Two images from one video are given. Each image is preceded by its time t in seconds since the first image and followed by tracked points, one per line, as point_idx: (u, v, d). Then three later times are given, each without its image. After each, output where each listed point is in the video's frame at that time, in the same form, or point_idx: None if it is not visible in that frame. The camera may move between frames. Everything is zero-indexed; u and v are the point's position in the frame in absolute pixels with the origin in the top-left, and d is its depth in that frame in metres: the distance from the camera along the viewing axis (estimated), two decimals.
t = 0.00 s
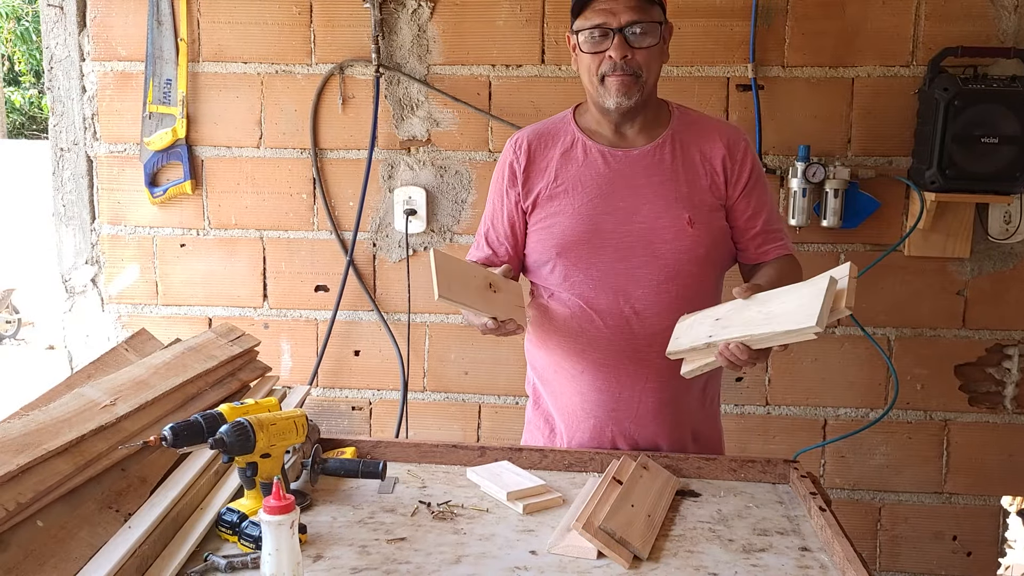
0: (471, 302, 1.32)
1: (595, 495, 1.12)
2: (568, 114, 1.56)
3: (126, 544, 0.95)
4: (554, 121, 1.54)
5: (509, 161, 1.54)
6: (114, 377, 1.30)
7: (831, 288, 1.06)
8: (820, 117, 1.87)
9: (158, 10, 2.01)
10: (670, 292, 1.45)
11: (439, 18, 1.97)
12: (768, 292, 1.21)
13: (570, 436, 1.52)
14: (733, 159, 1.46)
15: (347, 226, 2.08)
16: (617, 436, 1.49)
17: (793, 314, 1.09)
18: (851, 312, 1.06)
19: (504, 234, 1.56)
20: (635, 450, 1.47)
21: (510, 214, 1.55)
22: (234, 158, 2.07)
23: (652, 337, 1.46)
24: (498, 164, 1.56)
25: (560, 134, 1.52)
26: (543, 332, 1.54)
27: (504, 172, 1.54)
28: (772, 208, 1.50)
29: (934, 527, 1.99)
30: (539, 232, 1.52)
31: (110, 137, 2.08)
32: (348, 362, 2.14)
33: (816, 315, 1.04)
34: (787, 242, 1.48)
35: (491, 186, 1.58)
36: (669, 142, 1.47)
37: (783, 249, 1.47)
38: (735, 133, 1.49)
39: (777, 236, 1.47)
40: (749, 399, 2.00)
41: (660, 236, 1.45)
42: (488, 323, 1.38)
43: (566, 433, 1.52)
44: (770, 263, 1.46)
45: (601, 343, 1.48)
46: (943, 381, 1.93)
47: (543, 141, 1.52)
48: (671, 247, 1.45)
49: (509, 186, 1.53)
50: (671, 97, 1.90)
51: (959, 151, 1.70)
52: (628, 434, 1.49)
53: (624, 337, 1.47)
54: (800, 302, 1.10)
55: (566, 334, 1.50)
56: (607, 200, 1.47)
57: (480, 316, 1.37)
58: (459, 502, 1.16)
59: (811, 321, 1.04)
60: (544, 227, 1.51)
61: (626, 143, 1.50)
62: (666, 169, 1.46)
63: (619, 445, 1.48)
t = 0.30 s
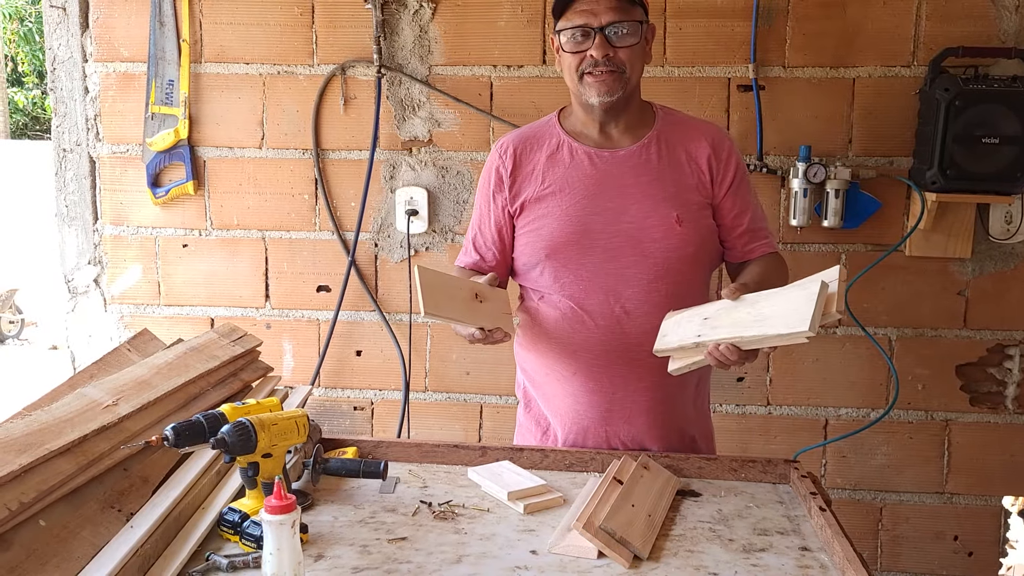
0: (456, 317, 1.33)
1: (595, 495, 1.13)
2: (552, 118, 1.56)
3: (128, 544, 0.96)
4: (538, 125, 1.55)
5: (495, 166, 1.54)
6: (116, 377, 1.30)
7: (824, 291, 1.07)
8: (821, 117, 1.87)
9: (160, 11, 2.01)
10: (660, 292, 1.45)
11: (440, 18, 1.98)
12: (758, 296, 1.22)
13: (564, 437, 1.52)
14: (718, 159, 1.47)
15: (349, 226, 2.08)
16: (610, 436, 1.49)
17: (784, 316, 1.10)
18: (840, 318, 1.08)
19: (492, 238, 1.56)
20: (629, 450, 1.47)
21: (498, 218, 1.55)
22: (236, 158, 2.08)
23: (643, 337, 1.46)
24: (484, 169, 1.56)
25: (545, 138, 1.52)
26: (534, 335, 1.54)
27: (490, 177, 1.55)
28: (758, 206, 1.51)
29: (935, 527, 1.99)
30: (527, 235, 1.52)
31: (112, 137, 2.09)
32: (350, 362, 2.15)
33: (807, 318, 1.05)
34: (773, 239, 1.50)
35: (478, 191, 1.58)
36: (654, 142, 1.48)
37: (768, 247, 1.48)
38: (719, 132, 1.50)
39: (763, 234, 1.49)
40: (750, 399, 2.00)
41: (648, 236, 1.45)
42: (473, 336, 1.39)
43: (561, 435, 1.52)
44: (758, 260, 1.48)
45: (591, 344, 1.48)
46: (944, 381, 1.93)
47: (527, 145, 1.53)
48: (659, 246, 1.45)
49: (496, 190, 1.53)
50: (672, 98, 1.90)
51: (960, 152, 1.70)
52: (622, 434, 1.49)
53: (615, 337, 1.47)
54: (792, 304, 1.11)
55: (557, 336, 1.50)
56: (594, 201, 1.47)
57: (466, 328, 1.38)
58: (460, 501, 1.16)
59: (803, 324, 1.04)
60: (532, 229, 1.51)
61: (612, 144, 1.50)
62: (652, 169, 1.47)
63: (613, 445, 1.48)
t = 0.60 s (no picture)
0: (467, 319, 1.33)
1: (597, 495, 1.13)
2: (542, 121, 1.56)
3: (131, 543, 0.96)
4: (528, 128, 1.55)
5: (486, 170, 1.54)
6: (119, 377, 1.30)
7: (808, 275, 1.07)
8: (822, 118, 1.87)
9: (163, 12, 2.02)
10: (655, 292, 1.45)
11: (443, 20, 1.98)
12: (747, 285, 1.22)
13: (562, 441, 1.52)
14: (708, 158, 1.48)
15: (351, 227, 2.09)
16: (608, 438, 1.49)
17: (770, 304, 1.10)
18: (827, 301, 1.08)
19: (485, 243, 1.57)
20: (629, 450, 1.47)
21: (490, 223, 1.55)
22: (238, 159, 2.08)
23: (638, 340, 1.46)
24: (475, 174, 1.56)
25: (535, 140, 1.52)
26: (529, 339, 1.54)
27: (481, 182, 1.55)
28: (749, 204, 1.51)
29: (937, 528, 1.99)
30: (521, 239, 1.52)
31: (115, 138, 2.10)
32: (352, 362, 2.15)
33: (793, 305, 1.05)
34: (765, 236, 1.50)
35: (470, 196, 1.58)
36: (645, 142, 1.48)
37: (760, 244, 1.49)
38: (709, 131, 1.51)
39: (756, 231, 1.49)
40: (752, 400, 2.00)
41: (642, 237, 1.45)
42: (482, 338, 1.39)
43: (560, 438, 1.52)
44: (750, 257, 1.48)
45: (587, 346, 1.48)
46: (945, 382, 1.93)
47: (518, 148, 1.53)
48: (653, 246, 1.45)
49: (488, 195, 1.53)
50: (673, 98, 1.91)
51: (962, 153, 1.70)
52: (621, 435, 1.49)
53: (610, 339, 1.47)
54: (778, 292, 1.11)
55: (552, 338, 1.50)
56: (587, 202, 1.47)
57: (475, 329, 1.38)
58: (462, 501, 1.16)
59: (790, 311, 1.05)
60: (525, 233, 1.51)
61: (603, 146, 1.51)
62: (644, 169, 1.47)
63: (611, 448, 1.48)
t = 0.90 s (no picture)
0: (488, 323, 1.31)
1: (598, 496, 1.13)
2: (535, 124, 1.56)
3: (133, 545, 0.96)
4: (520, 131, 1.55)
5: (479, 174, 1.54)
6: (122, 379, 1.31)
7: (787, 266, 1.07)
8: (823, 119, 1.88)
9: (165, 15, 2.02)
10: (652, 295, 1.45)
11: (444, 22, 1.98)
12: (732, 280, 1.23)
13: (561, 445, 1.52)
14: (702, 159, 1.48)
15: (353, 229, 2.09)
16: (608, 442, 1.50)
17: (754, 297, 1.11)
18: (808, 291, 1.08)
19: (481, 248, 1.55)
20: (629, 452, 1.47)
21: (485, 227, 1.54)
22: (240, 161, 2.09)
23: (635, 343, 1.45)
24: (468, 179, 1.56)
25: (529, 144, 1.52)
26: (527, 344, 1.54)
27: (475, 186, 1.54)
28: (744, 204, 1.52)
29: (938, 529, 1.99)
30: (516, 243, 1.52)
31: (117, 141, 2.10)
32: (354, 364, 2.15)
33: (773, 296, 1.05)
34: (759, 236, 1.50)
35: (464, 200, 1.57)
36: (639, 144, 1.48)
37: (755, 245, 1.49)
38: (702, 132, 1.51)
39: (750, 232, 1.50)
40: (753, 401, 2.00)
41: (638, 239, 1.45)
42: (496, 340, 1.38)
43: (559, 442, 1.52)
44: (745, 257, 1.48)
45: (584, 350, 1.47)
46: (947, 383, 1.93)
47: (512, 151, 1.52)
48: (649, 249, 1.45)
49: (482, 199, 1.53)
50: (674, 100, 1.91)
51: (962, 154, 1.71)
52: (620, 437, 1.50)
53: (608, 343, 1.46)
54: (759, 285, 1.12)
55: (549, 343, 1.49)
56: (582, 205, 1.47)
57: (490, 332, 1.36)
58: (463, 503, 1.16)
59: (771, 303, 1.05)
60: (521, 237, 1.51)
61: (597, 148, 1.51)
62: (638, 171, 1.47)
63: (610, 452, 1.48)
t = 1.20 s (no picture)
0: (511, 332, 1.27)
1: (599, 498, 1.13)
2: (531, 128, 1.56)
3: (135, 546, 0.97)
4: (516, 135, 1.55)
5: (476, 179, 1.54)
6: (124, 381, 1.31)
7: (781, 280, 1.09)
8: (822, 122, 1.88)
9: (166, 18, 2.03)
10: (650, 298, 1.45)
11: (444, 25, 1.99)
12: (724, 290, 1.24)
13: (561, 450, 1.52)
14: (698, 162, 1.49)
15: (354, 232, 2.10)
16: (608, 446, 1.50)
17: (746, 309, 1.12)
18: (801, 304, 1.10)
19: (478, 252, 1.55)
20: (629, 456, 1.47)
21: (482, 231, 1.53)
22: (241, 164, 2.09)
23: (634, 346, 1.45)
24: (465, 184, 1.56)
25: (526, 148, 1.53)
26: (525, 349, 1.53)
27: (471, 191, 1.54)
28: (740, 207, 1.53)
29: (938, 531, 1.99)
30: (514, 247, 1.52)
31: (119, 143, 2.11)
32: (355, 367, 2.16)
33: (767, 309, 1.07)
34: (755, 239, 1.51)
35: (460, 205, 1.57)
36: (635, 147, 1.49)
37: (751, 247, 1.50)
38: (698, 135, 1.52)
39: (746, 234, 1.50)
40: (754, 403, 2.00)
41: (636, 242, 1.46)
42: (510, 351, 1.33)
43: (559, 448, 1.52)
44: (742, 260, 1.49)
45: (583, 353, 1.47)
46: (947, 385, 1.93)
47: (508, 155, 1.53)
48: (647, 252, 1.46)
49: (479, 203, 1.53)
50: (674, 103, 1.91)
51: (962, 156, 1.71)
52: (620, 440, 1.50)
53: (607, 347, 1.46)
54: (752, 298, 1.13)
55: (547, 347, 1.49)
56: (580, 209, 1.47)
57: (509, 343, 1.31)
58: (464, 505, 1.17)
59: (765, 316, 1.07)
60: (519, 241, 1.51)
61: (594, 151, 1.51)
62: (635, 174, 1.48)
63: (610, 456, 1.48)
